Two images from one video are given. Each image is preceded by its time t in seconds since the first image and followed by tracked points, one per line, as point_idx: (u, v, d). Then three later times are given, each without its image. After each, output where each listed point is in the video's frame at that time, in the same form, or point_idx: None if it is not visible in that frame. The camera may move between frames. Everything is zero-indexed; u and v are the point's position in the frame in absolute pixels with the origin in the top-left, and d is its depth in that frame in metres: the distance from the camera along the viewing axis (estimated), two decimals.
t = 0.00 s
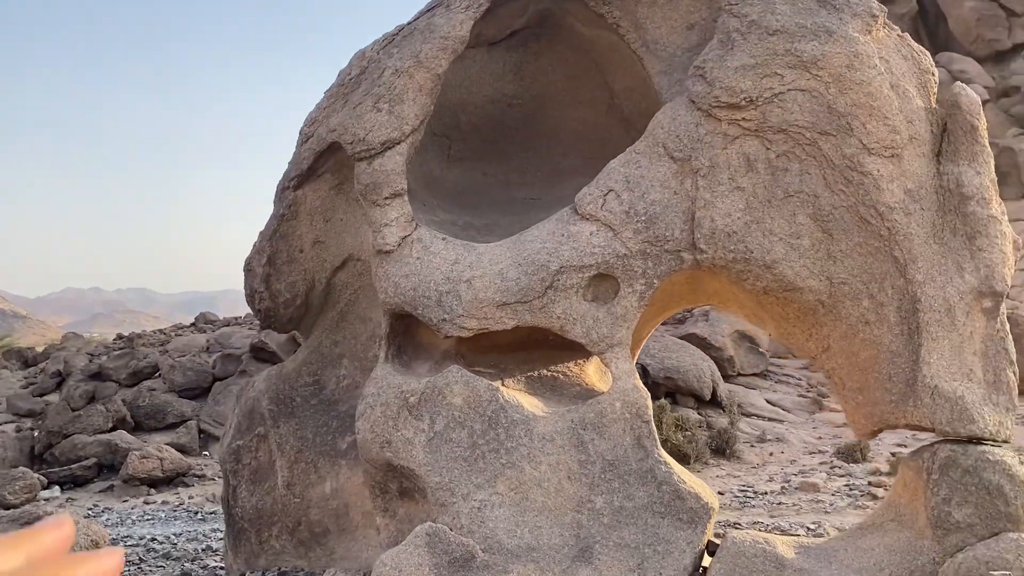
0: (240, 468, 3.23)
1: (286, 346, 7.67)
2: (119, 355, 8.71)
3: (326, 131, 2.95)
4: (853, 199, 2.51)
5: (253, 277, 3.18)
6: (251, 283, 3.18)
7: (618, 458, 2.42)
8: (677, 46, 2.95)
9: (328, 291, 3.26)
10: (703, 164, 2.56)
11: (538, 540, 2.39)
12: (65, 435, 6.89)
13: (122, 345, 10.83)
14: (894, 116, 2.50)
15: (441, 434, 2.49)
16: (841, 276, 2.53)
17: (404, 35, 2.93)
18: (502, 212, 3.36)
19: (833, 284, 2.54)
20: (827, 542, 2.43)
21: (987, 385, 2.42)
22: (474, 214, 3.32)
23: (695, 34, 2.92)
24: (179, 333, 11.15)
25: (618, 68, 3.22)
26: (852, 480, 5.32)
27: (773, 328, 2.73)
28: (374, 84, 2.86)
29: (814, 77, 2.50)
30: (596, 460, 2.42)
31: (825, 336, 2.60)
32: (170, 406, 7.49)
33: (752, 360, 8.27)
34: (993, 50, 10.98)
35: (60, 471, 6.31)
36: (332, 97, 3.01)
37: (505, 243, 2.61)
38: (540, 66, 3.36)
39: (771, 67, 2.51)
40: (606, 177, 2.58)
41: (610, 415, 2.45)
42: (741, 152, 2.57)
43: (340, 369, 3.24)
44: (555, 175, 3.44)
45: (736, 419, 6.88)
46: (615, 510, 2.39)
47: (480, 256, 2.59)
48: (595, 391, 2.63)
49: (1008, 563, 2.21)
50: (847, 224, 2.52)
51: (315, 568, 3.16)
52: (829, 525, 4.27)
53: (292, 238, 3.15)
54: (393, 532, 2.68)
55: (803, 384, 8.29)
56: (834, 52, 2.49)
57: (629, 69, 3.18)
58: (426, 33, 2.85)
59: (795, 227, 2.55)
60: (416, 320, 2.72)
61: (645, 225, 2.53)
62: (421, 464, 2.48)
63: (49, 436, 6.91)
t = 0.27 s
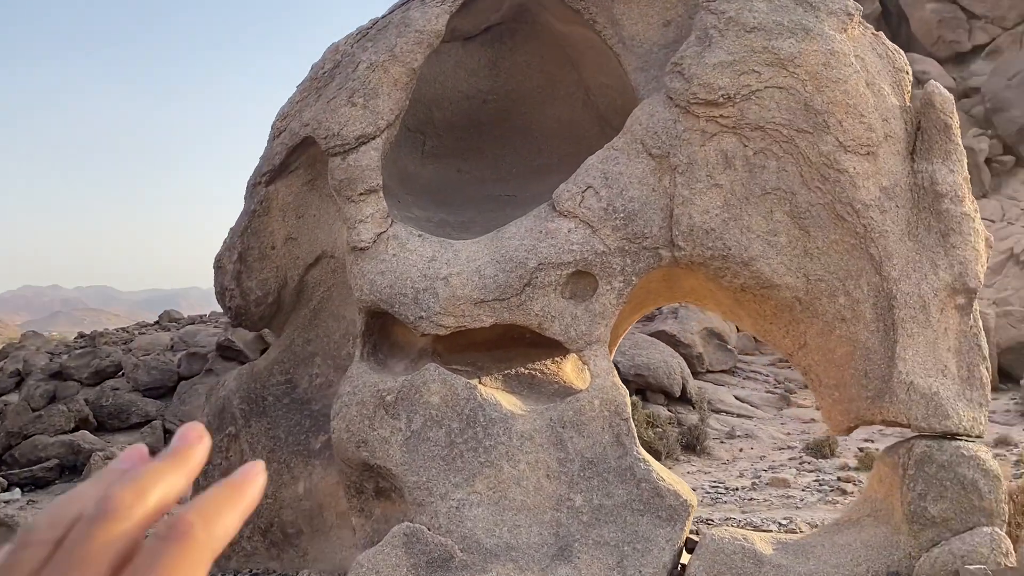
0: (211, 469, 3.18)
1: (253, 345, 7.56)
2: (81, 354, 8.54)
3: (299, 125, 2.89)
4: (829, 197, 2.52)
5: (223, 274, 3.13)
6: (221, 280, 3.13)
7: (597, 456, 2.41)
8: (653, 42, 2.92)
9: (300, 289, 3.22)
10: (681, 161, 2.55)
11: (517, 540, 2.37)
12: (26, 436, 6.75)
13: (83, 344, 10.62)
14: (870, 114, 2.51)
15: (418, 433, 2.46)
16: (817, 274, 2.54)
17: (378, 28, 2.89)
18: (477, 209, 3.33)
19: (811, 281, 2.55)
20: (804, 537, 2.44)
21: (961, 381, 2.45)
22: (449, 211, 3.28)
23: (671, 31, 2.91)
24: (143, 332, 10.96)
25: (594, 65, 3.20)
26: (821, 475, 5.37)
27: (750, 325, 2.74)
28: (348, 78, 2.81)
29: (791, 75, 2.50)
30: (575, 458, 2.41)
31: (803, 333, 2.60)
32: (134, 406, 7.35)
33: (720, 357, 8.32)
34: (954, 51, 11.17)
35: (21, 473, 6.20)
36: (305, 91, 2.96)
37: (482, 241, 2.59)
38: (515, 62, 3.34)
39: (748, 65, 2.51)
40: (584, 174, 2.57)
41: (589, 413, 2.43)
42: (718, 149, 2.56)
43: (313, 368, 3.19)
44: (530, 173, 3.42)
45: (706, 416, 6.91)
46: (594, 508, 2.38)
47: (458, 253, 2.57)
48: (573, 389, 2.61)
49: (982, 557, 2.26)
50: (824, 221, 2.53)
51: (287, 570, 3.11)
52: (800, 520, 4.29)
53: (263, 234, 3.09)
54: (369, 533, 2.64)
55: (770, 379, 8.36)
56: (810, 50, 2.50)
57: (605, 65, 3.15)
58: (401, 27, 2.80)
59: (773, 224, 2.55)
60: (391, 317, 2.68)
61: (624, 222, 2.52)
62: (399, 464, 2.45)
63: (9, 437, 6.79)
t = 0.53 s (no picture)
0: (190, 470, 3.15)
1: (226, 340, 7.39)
2: (48, 352, 8.38)
3: (280, 121, 2.85)
4: (812, 196, 2.53)
5: (201, 272, 3.08)
6: (199, 278, 3.08)
7: (584, 455, 2.40)
8: (636, 40, 2.89)
9: (279, 287, 3.16)
10: (666, 159, 2.55)
11: (504, 540, 2.36)
12: None
13: (50, 343, 10.42)
14: (853, 113, 2.52)
15: (403, 434, 2.43)
16: (801, 271, 2.55)
17: (360, 24, 2.85)
18: (458, 206, 3.28)
19: (794, 280, 2.55)
20: (790, 535, 2.46)
21: (943, 378, 2.47)
22: (431, 208, 3.22)
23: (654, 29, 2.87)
24: (111, 330, 10.78)
25: (576, 63, 3.18)
26: (797, 471, 5.41)
27: (734, 323, 2.74)
28: (329, 74, 2.77)
29: (775, 74, 2.51)
30: (562, 458, 2.39)
31: (786, 331, 2.61)
32: (104, 405, 7.22)
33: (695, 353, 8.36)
34: (921, 50, 11.33)
35: None
36: (285, 87, 2.92)
37: (468, 239, 2.58)
38: (498, 59, 3.33)
39: (733, 63, 2.51)
40: (570, 172, 2.56)
41: (576, 411, 2.42)
42: (704, 147, 2.56)
43: (293, 367, 3.16)
44: (512, 171, 3.40)
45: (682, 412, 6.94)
46: (581, 508, 2.37)
47: (442, 251, 2.55)
48: (559, 388, 2.59)
49: (966, 552, 2.28)
50: (808, 219, 2.54)
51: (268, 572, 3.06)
52: (778, 515, 4.31)
53: (242, 232, 3.05)
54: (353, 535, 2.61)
55: (744, 375, 8.40)
56: (794, 49, 2.50)
57: (587, 63, 3.13)
58: (383, 22, 2.77)
59: (757, 223, 2.56)
60: (375, 316, 2.65)
61: (610, 220, 2.51)
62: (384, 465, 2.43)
63: None
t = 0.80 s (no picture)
0: (169, 472, 3.10)
1: (200, 340, 7.27)
2: (19, 355, 8.28)
3: (262, 118, 2.81)
4: (799, 195, 2.53)
5: (180, 271, 3.01)
6: (178, 278, 3.01)
7: (573, 455, 2.39)
8: (622, 39, 2.86)
9: (261, 286, 3.11)
10: (655, 157, 2.53)
11: (493, 541, 2.35)
12: None
13: (18, 343, 10.24)
14: (839, 112, 2.53)
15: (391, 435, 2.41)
16: (789, 271, 2.54)
17: (343, 19, 2.81)
18: (442, 204, 3.25)
19: (781, 278, 2.54)
20: (779, 534, 2.47)
21: (928, 376, 2.50)
22: (416, 207, 3.18)
23: (639, 28, 2.82)
24: (81, 329, 10.60)
25: (561, 60, 3.16)
26: (777, 469, 5.44)
27: (722, 322, 2.74)
28: (313, 70, 2.73)
29: (763, 73, 2.50)
30: (551, 458, 2.38)
31: (773, 330, 2.60)
32: (76, 407, 7.10)
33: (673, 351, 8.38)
34: (894, 50, 11.47)
35: None
36: (267, 83, 2.87)
37: (454, 237, 2.55)
38: (482, 56, 3.30)
39: (721, 62, 2.50)
40: (558, 170, 2.54)
41: (565, 411, 2.40)
42: (692, 146, 2.54)
43: (275, 367, 3.10)
44: (496, 169, 3.37)
45: (662, 411, 6.95)
46: (571, 508, 2.36)
47: (429, 250, 2.52)
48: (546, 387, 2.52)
49: (952, 550, 2.29)
50: (795, 218, 2.54)
51: None
52: (760, 513, 4.33)
53: (223, 230, 2.99)
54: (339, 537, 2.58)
55: (721, 373, 8.45)
56: (782, 48, 2.50)
57: (573, 62, 3.10)
58: (368, 17, 2.73)
59: (744, 222, 2.55)
60: (360, 315, 2.61)
61: (599, 219, 2.50)
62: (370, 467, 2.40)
63: None
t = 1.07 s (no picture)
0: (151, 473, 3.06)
1: (179, 338, 7.20)
2: None
3: (246, 114, 2.79)
4: (785, 192, 2.53)
5: (163, 269, 2.99)
6: (161, 275, 2.99)
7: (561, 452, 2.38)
8: (608, 36, 2.86)
9: (245, 285, 3.10)
10: (641, 155, 2.53)
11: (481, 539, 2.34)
12: None
13: None
14: (824, 111, 2.55)
15: (377, 433, 2.39)
16: (775, 269, 2.54)
17: (328, 14, 2.79)
18: (428, 203, 3.22)
19: (767, 276, 2.54)
20: (764, 529, 2.50)
21: (912, 372, 2.53)
22: (402, 205, 3.16)
23: (625, 25, 2.84)
24: (57, 329, 10.47)
25: (547, 57, 3.15)
26: (759, 465, 5.45)
27: (707, 320, 2.74)
28: (297, 66, 2.71)
29: (749, 71, 2.51)
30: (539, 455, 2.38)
31: (759, 327, 2.60)
32: (53, 406, 7.02)
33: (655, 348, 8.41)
34: (872, 49, 11.58)
35: None
36: (251, 79, 2.84)
37: (441, 234, 2.55)
38: (467, 53, 3.29)
39: (707, 60, 2.51)
40: (545, 168, 2.54)
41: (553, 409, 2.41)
42: (678, 144, 2.54)
43: (259, 365, 3.07)
44: (482, 167, 3.35)
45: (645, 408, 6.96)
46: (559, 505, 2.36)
47: (416, 248, 2.52)
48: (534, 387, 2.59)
49: (936, 544, 2.30)
50: (781, 216, 2.54)
51: None
52: (743, 509, 4.34)
53: (207, 227, 2.98)
54: (325, 536, 2.56)
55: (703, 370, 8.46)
56: (767, 46, 2.51)
57: (558, 60, 3.10)
58: (353, 13, 2.72)
59: (730, 219, 2.53)
60: (345, 313, 2.60)
61: (586, 216, 2.50)
62: (357, 465, 2.39)
63: None
